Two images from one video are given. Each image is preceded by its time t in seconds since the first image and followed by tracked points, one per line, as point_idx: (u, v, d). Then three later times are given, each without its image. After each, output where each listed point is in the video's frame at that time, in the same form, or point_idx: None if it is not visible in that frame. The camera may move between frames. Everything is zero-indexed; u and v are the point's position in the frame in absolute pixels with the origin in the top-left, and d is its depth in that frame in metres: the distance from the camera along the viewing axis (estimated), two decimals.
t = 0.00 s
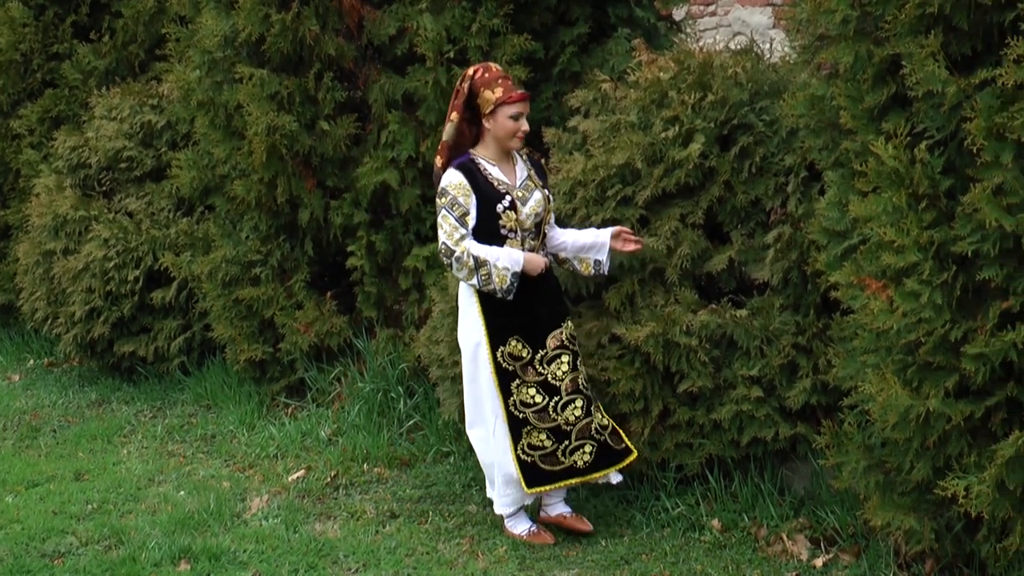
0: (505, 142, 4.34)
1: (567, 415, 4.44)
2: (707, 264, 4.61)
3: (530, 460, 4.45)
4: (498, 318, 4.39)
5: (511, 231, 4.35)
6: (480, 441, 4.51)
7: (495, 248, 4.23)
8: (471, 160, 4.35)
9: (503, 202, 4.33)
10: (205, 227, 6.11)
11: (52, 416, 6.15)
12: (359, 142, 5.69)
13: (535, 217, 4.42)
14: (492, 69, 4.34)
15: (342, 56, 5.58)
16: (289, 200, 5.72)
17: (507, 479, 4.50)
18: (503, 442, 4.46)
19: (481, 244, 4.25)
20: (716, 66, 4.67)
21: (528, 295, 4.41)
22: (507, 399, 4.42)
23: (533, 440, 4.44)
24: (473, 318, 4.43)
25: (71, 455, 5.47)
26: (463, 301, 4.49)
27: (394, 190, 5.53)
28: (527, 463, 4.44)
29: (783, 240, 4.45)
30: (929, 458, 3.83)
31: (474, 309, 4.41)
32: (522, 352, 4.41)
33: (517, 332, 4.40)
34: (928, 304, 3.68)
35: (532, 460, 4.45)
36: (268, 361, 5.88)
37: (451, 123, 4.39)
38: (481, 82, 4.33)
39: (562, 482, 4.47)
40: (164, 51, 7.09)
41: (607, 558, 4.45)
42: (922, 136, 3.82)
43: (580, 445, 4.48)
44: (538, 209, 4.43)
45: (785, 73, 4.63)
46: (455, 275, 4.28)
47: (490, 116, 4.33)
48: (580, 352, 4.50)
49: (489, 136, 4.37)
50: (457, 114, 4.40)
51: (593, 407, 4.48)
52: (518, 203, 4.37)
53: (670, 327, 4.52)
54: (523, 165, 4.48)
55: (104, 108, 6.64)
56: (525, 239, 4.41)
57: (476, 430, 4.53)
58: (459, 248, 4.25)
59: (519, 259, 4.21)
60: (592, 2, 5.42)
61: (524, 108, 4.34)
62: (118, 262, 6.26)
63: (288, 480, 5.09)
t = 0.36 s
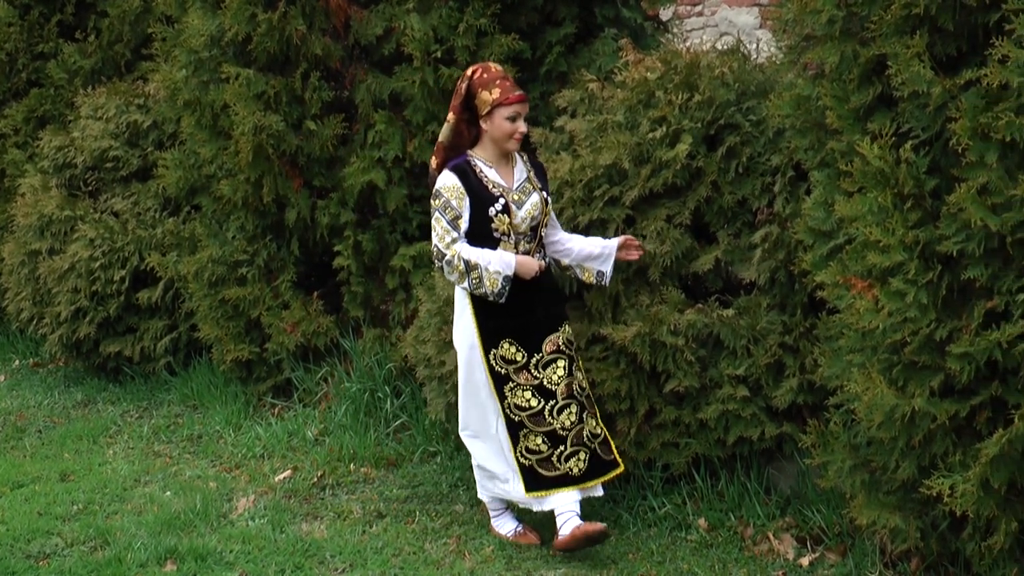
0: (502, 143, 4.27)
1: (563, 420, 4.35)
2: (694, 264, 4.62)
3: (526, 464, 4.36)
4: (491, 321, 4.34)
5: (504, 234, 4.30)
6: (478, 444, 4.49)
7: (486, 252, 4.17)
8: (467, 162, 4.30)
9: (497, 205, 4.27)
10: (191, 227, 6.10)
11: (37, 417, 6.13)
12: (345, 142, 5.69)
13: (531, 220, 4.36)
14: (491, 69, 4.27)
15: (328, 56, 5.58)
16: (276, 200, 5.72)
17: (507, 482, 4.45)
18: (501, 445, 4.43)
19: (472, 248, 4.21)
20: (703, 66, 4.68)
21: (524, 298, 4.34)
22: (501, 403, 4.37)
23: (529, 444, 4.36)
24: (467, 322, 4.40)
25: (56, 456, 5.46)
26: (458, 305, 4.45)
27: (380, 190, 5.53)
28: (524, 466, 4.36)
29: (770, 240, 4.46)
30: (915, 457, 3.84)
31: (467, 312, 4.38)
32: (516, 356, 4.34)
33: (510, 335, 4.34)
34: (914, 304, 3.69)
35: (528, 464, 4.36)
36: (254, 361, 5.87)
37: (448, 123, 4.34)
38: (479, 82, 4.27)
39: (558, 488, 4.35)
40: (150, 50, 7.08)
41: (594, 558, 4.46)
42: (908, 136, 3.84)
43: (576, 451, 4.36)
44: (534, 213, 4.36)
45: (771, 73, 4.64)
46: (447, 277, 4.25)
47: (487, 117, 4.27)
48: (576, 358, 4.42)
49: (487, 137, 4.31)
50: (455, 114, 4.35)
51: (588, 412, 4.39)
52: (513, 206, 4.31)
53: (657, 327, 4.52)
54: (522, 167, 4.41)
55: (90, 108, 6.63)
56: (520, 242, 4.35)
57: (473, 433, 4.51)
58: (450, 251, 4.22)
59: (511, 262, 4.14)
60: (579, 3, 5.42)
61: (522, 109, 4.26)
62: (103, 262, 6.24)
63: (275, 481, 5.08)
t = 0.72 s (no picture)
0: (498, 145, 4.22)
1: (551, 432, 4.32)
2: (678, 264, 4.62)
3: (508, 475, 4.33)
4: (484, 327, 4.28)
5: (501, 238, 4.22)
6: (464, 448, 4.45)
7: (481, 257, 4.09)
8: (463, 165, 4.25)
9: (493, 209, 4.20)
10: (176, 227, 6.08)
11: (21, 417, 6.11)
12: (331, 141, 5.68)
13: (528, 224, 4.28)
14: (486, 71, 4.24)
15: (314, 55, 5.57)
16: (261, 200, 5.70)
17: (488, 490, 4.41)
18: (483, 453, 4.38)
19: (468, 252, 4.13)
20: (688, 66, 4.68)
21: (518, 306, 4.28)
22: (489, 410, 4.32)
23: (513, 455, 4.32)
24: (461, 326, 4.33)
25: (41, 456, 5.44)
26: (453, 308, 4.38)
27: (366, 189, 5.53)
28: (507, 476, 4.32)
29: (755, 240, 4.46)
30: (899, 456, 3.85)
31: (461, 315, 4.32)
32: (509, 363, 4.29)
33: (504, 342, 4.28)
34: (898, 303, 3.70)
35: (510, 474, 4.33)
36: (239, 361, 5.86)
37: (444, 126, 4.30)
38: (475, 84, 4.24)
39: (538, 502, 4.32)
40: (135, 50, 7.06)
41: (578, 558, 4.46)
42: (892, 136, 3.85)
43: (560, 465, 4.34)
44: (531, 216, 4.28)
45: (756, 73, 4.65)
46: (443, 283, 4.17)
47: (483, 120, 4.22)
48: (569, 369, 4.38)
49: (483, 140, 4.26)
50: (450, 118, 4.32)
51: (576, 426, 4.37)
52: (509, 210, 4.24)
53: (640, 327, 4.53)
54: (520, 171, 4.35)
55: (74, 107, 6.61)
56: (517, 246, 4.27)
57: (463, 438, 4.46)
58: (445, 256, 4.14)
59: (507, 267, 4.07)
60: (564, 2, 5.43)
61: (518, 111, 4.22)
62: (88, 262, 6.22)
63: (260, 481, 5.07)
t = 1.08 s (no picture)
0: (498, 146, 4.07)
1: (541, 444, 4.23)
2: (664, 263, 4.61)
3: (494, 484, 4.24)
4: (482, 334, 4.15)
5: (501, 243, 4.08)
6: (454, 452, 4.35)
7: (481, 263, 3.94)
8: (463, 168, 4.10)
9: (493, 212, 4.05)
10: (162, 227, 6.07)
11: (6, 417, 6.09)
12: (317, 141, 5.68)
13: (530, 227, 4.13)
14: (483, 72, 4.11)
15: (300, 55, 5.57)
16: (247, 199, 5.70)
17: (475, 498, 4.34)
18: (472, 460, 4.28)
19: (468, 257, 3.98)
20: (673, 66, 4.68)
21: (519, 314, 4.13)
22: (482, 419, 4.21)
23: (502, 465, 4.23)
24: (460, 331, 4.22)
25: (26, 456, 5.43)
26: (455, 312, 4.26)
27: (352, 189, 5.53)
28: (493, 486, 4.23)
29: (740, 239, 4.47)
30: (885, 455, 3.86)
31: (461, 320, 4.20)
32: (506, 373, 4.16)
33: (502, 351, 4.15)
34: (883, 302, 3.70)
35: (496, 484, 4.24)
36: (225, 361, 5.86)
37: (442, 130, 4.18)
38: (472, 86, 4.11)
39: (523, 514, 4.24)
40: (120, 49, 7.04)
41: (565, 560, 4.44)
42: (877, 135, 3.85)
43: (547, 478, 4.26)
44: (532, 219, 4.14)
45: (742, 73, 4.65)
46: (442, 289, 4.05)
47: (482, 121, 4.08)
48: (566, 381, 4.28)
49: (483, 142, 4.12)
50: (448, 120, 4.19)
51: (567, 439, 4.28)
52: (510, 212, 4.09)
53: (628, 327, 4.52)
54: (521, 173, 4.21)
55: (59, 106, 6.59)
56: (519, 251, 4.12)
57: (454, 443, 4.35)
58: (445, 261, 4.01)
59: (507, 274, 3.91)
60: (550, 2, 5.43)
61: (518, 109, 4.07)
62: (73, 262, 6.21)
63: (246, 480, 5.06)
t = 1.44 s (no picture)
0: (500, 141, 4.02)
1: (541, 444, 4.18)
2: (649, 262, 4.63)
3: (493, 481, 4.20)
4: (484, 332, 4.09)
5: (504, 238, 4.02)
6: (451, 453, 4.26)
7: (485, 258, 3.91)
8: (464, 163, 4.05)
9: (497, 207, 4.00)
10: (147, 226, 6.07)
11: None
12: (303, 140, 5.68)
13: (533, 223, 4.08)
14: (484, 66, 4.05)
15: (286, 54, 5.56)
16: (232, 198, 5.69)
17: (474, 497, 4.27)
18: (471, 458, 4.22)
19: (471, 252, 3.94)
20: (659, 65, 4.68)
21: (521, 312, 4.08)
22: (482, 417, 4.15)
23: (502, 462, 4.18)
24: (461, 328, 4.16)
25: (11, 457, 5.41)
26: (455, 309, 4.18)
27: (338, 188, 5.53)
28: (492, 483, 4.20)
29: (726, 238, 4.47)
30: (870, 454, 3.87)
31: (461, 318, 4.13)
32: (508, 371, 4.10)
33: (504, 349, 4.10)
34: (869, 302, 3.70)
35: (495, 480, 4.20)
36: (211, 360, 5.85)
37: (442, 126, 4.12)
38: (472, 80, 4.05)
39: (521, 512, 4.20)
40: (106, 47, 7.03)
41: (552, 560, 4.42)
42: (862, 135, 3.85)
43: (547, 478, 4.20)
44: (535, 215, 4.09)
45: (727, 72, 4.65)
46: (443, 284, 3.99)
47: (483, 115, 4.02)
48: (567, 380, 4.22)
49: (484, 137, 4.06)
50: (448, 116, 4.13)
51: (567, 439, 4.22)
52: (513, 207, 4.04)
53: (613, 326, 4.53)
54: (523, 168, 4.16)
55: (44, 105, 6.56)
56: (522, 246, 4.07)
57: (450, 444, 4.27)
58: (447, 256, 3.96)
59: (511, 270, 3.88)
60: (536, 1, 5.44)
61: (520, 104, 4.01)
62: (59, 261, 6.20)
63: (232, 480, 5.05)
